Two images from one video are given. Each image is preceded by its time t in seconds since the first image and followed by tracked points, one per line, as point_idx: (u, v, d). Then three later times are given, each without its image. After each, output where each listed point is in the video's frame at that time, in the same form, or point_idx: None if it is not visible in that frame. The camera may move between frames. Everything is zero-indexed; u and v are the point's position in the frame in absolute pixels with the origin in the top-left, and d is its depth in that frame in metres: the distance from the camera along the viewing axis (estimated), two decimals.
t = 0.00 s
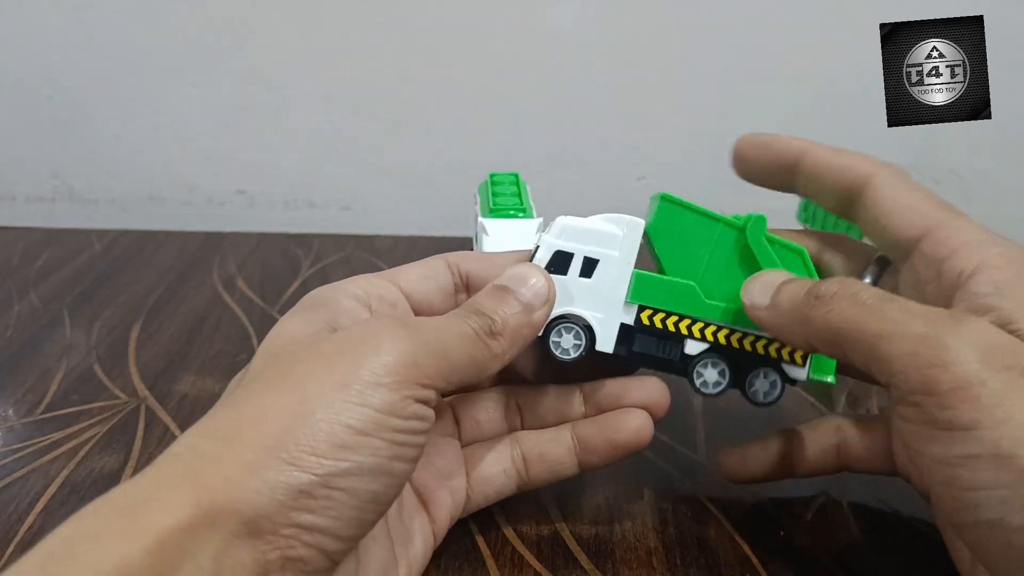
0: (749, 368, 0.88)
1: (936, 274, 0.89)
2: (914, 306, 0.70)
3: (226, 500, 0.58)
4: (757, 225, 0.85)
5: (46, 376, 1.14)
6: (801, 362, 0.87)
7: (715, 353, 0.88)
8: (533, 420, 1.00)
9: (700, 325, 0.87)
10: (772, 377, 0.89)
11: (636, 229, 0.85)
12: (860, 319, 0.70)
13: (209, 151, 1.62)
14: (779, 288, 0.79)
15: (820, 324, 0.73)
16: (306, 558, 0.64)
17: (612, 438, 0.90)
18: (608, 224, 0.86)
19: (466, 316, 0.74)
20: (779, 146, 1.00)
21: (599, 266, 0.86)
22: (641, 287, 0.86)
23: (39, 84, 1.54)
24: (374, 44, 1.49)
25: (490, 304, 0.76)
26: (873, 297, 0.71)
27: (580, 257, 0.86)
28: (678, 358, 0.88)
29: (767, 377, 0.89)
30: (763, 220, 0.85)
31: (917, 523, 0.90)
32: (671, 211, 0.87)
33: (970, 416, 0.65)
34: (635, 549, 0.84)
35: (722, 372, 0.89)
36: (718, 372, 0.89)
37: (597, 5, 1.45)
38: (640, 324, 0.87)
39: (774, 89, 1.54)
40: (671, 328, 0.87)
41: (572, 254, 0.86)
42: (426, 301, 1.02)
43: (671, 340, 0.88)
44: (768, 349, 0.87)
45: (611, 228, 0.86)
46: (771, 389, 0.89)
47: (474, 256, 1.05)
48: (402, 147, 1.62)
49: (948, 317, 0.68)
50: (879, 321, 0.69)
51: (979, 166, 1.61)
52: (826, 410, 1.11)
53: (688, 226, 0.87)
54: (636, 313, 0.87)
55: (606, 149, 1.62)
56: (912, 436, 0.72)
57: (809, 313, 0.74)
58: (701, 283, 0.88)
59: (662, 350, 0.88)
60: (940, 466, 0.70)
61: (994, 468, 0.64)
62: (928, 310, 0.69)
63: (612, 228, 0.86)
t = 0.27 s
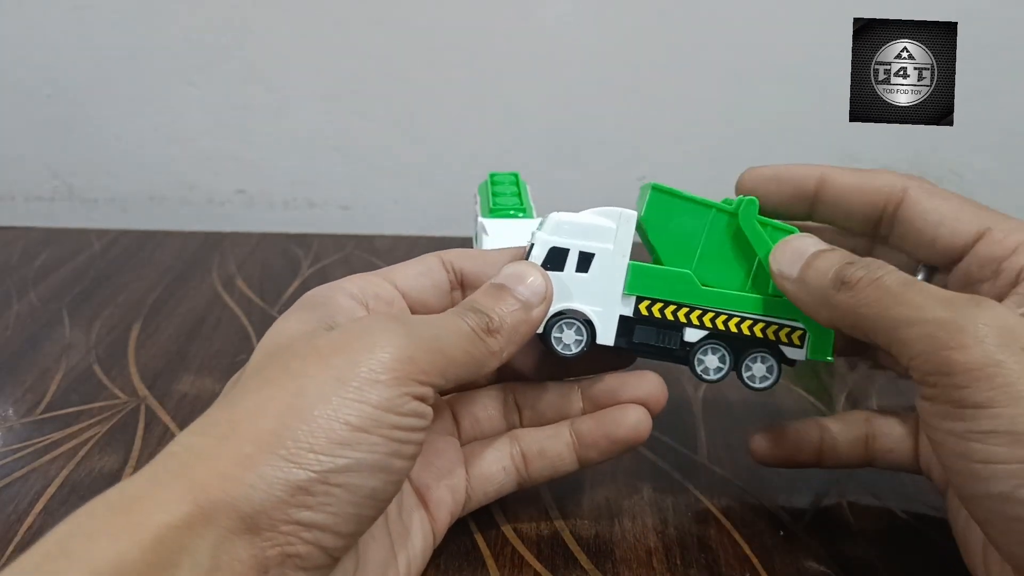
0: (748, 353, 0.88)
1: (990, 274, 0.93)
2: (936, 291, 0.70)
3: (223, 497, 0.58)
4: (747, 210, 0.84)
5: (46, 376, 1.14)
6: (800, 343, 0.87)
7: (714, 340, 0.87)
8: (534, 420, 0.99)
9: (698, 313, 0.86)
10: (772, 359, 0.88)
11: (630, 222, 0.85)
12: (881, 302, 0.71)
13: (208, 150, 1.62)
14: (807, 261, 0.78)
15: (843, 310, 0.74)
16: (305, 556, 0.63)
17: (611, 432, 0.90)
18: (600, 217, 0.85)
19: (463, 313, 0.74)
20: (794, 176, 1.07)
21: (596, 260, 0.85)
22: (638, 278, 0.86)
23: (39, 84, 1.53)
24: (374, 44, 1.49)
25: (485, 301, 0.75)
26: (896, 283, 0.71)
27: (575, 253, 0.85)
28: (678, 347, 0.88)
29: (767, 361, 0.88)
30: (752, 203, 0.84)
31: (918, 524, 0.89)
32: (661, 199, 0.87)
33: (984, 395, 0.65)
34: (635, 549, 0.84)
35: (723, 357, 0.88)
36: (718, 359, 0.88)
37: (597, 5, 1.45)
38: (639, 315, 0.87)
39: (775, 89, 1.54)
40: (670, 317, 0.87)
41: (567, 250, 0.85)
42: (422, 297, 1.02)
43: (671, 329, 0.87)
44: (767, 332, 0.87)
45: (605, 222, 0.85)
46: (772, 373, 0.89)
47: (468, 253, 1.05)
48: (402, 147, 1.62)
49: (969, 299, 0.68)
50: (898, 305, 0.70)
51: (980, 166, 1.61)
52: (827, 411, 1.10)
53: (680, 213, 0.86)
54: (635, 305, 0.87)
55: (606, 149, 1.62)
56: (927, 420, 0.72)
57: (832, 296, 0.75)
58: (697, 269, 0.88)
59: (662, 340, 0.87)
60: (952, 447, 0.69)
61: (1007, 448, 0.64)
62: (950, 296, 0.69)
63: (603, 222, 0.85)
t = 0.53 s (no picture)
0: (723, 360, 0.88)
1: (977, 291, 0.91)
2: (909, 309, 0.69)
3: (205, 494, 0.59)
4: (721, 221, 0.85)
5: (46, 376, 1.14)
6: (774, 353, 0.88)
7: (689, 345, 0.87)
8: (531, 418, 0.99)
9: (672, 318, 0.87)
10: (747, 368, 0.88)
11: (610, 224, 0.85)
12: (857, 326, 0.70)
13: (209, 150, 1.62)
14: (782, 283, 0.77)
15: (822, 333, 0.74)
16: (290, 550, 0.64)
17: (601, 420, 0.89)
18: (581, 219, 0.86)
19: (444, 309, 0.74)
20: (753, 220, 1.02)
21: (574, 260, 0.85)
22: (614, 281, 0.85)
23: (39, 83, 1.53)
24: (374, 43, 1.49)
25: (467, 296, 0.76)
26: (870, 304, 0.71)
27: (555, 252, 0.85)
28: (653, 351, 0.88)
29: (742, 369, 0.88)
30: (724, 215, 0.85)
31: (918, 523, 0.90)
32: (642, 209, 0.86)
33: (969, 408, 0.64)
34: (635, 548, 0.84)
35: (697, 364, 0.88)
36: (693, 366, 0.88)
37: (597, 5, 1.45)
38: (614, 318, 0.87)
39: (774, 89, 1.54)
40: (645, 322, 0.87)
41: (546, 250, 0.85)
42: (404, 298, 1.01)
43: (646, 334, 0.87)
44: (740, 340, 0.88)
45: (586, 223, 0.85)
46: (746, 381, 0.89)
47: (452, 256, 1.06)
48: (402, 147, 1.62)
49: (942, 317, 0.67)
50: (872, 328, 0.69)
51: (979, 166, 1.61)
52: (825, 412, 1.11)
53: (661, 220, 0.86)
54: (610, 308, 0.87)
55: (606, 149, 1.62)
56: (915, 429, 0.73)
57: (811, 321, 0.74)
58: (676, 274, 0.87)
59: (637, 343, 0.88)
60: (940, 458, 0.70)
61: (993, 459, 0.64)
62: (921, 313, 0.68)
63: (585, 223, 0.85)
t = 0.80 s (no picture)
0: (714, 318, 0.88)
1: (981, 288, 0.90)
2: None
3: (199, 486, 0.59)
4: (697, 179, 0.86)
5: (46, 376, 1.14)
6: (768, 305, 0.87)
7: (680, 308, 0.88)
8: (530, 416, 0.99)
9: (660, 282, 0.87)
10: (741, 321, 0.88)
11: (584, 199, 0.87)
12: (947, 254, 0.73)
13: (209, 150, 1.62)
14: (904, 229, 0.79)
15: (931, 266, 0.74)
16: (286, 541, 0.64)
17: (600, 409, 0.90)
18: (553, 196, 0.88)
19: (432, 299, 0.76)
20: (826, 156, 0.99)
21: (554, 239, 0.88)
22: (596, 254, 0.87)
23: (39, 84, 1.53)
24: (374, 44, 1.49)
25: (454, 287, 0.78)
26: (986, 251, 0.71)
27: (533, 233, 0.88)
28: (644, 318, 0.89)
29: (735, 322, 0.88)
30: (702, 172, 0.86)
31: (915, 522, 0.90)
32: (613, 185, 0.89)
33: None
34: (635, 548, 0.84)
35: (690, 325, 0.88)
36: (685, 329, 0.89)
37: (597, 5, 1.45)
38: (601, 289, 0.88)
39: (774, 89, 1.54)
40: (633, 290, 0.87)
41: (524, 231, 0.88)
42: (400, 296, 1.01)
43: (636, 302, 0.88)
44: (731, 296, 0.87)
45: (561, 201, 0.88)
46: (740, 335, 0.88)
47: (443, 252, 1.07)
48: (402, 147, 1.62)
49: None
50: (988, 260, 0.69)
51: (978, 166, 1.61)
52: (824, 410, 1.10)
53: (632, 192, 0.89)
54: (597, 280, 0.88)
55: (606, 149, 1.62)
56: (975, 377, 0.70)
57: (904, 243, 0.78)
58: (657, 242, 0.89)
59: (628, 313, 0.88)
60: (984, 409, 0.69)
61: None
62: None
63: (557, 200, 0.88)
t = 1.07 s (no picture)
0: (719, 324, 0.90)
1: (982, 282, 0.93)
2: (936, 293, 0.69)
3: (198, 486, 0.59)
4: (704, 185, 0.86)
5: (46, 376, 1.14)
6: (771, 311, 0.90)
7: (686, 315, 0.89)
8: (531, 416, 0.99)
9: (667, 290, 0.88)
10: (745, 327, 0.90)
11: (591, 205, 0.86)
12: (886, 299, 0.70)
13: (209, 151, 1.62)
14: (791, 270, 0.79)
15: (840, 314, 0.74)
16: (284, 541, 0.64)
17: (602, 407, 0.90)
18: (561, 204, 0.87)
19: (437, 304, 0.75)
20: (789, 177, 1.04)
21: (561, 246, 0.87)
22: (603, 263, 0.87)
23: (39, 84, 1.53)
24: (374, 44, 1.49)
25: (456, 293, 0.77)
26: (891, 285, 0.71)
27: (540, 242, 0.87)
28: (651, 325, 0.90)
29: (739, 329, 0.90)
30: (708, 177, 0.85)
31: (913, 521, 0.90)
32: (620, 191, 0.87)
33: (993, 391, 0.63)
34: (635, 549, 0.84)
35: (696, 331, 0.89)
36: (691, 335, 0.90)
37: (597, 5, 1.45)
38: (609, 297, 0.88)
39: (774, 89, 1.54)
40: (640, 298, 0.88)
41: (531, 240, 0.87)
42: (401, 296, 1.02)
43: (642, 309, 0.89)
44: (736, 303, 0.89)
45: (566, 207, 0.87)
46: (744, 341, 0.90)
47: (444, 249, 1.07)
48: (402, 147, 1.62)
49: (974, 301, 0.68)
50: (915, 309, 0.68)
51: (979, 166, 1.61)
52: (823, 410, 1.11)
53: (640, 197, 0.87)
54: (604, 289, 0.88)
55: (606, 149, 1.62)
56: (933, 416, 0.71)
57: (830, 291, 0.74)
58: (664, 248, 0.89)
59: (634, 319, 0.89)
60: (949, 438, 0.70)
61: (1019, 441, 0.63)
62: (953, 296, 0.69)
63: (564, 207, 0.86)
